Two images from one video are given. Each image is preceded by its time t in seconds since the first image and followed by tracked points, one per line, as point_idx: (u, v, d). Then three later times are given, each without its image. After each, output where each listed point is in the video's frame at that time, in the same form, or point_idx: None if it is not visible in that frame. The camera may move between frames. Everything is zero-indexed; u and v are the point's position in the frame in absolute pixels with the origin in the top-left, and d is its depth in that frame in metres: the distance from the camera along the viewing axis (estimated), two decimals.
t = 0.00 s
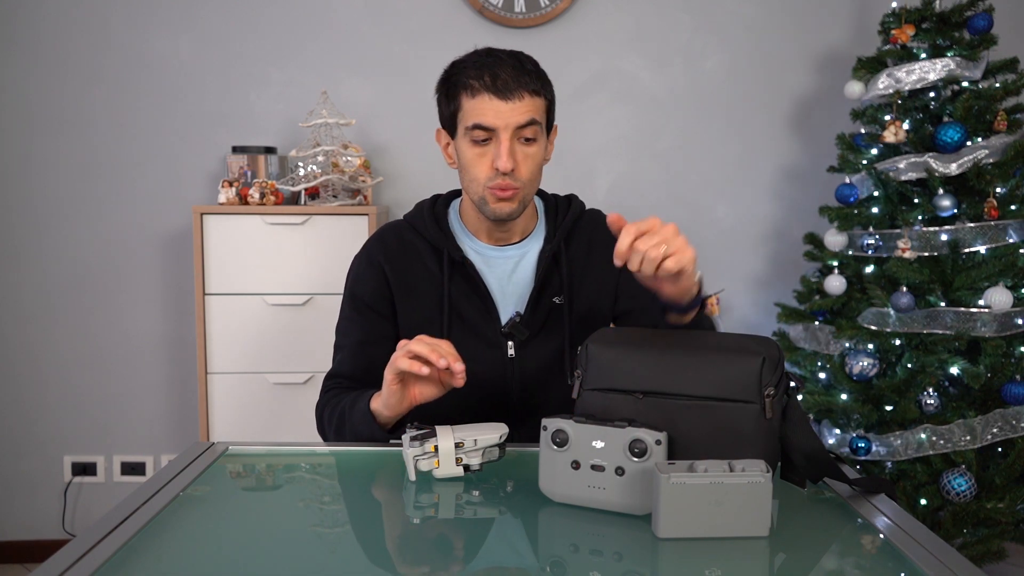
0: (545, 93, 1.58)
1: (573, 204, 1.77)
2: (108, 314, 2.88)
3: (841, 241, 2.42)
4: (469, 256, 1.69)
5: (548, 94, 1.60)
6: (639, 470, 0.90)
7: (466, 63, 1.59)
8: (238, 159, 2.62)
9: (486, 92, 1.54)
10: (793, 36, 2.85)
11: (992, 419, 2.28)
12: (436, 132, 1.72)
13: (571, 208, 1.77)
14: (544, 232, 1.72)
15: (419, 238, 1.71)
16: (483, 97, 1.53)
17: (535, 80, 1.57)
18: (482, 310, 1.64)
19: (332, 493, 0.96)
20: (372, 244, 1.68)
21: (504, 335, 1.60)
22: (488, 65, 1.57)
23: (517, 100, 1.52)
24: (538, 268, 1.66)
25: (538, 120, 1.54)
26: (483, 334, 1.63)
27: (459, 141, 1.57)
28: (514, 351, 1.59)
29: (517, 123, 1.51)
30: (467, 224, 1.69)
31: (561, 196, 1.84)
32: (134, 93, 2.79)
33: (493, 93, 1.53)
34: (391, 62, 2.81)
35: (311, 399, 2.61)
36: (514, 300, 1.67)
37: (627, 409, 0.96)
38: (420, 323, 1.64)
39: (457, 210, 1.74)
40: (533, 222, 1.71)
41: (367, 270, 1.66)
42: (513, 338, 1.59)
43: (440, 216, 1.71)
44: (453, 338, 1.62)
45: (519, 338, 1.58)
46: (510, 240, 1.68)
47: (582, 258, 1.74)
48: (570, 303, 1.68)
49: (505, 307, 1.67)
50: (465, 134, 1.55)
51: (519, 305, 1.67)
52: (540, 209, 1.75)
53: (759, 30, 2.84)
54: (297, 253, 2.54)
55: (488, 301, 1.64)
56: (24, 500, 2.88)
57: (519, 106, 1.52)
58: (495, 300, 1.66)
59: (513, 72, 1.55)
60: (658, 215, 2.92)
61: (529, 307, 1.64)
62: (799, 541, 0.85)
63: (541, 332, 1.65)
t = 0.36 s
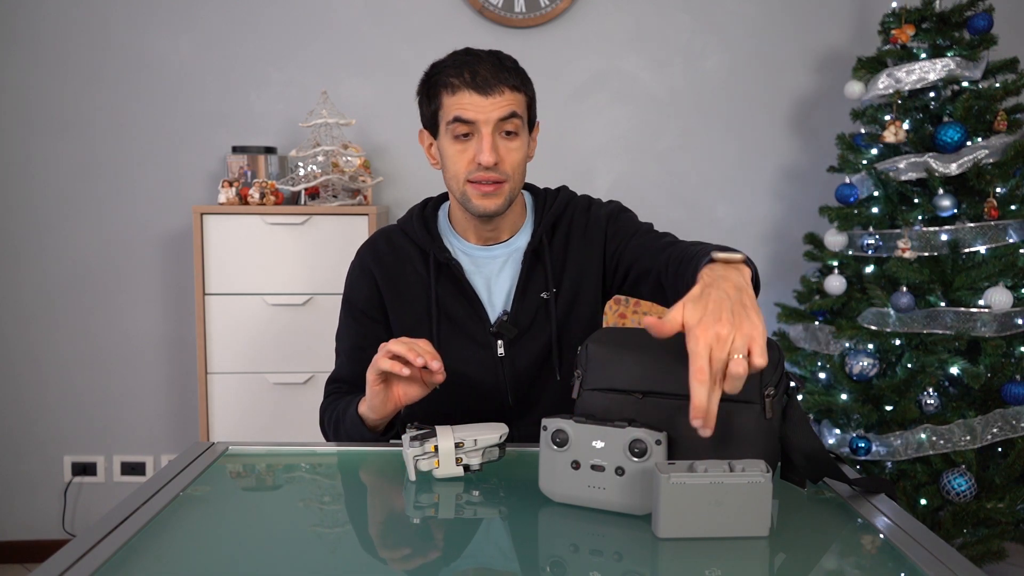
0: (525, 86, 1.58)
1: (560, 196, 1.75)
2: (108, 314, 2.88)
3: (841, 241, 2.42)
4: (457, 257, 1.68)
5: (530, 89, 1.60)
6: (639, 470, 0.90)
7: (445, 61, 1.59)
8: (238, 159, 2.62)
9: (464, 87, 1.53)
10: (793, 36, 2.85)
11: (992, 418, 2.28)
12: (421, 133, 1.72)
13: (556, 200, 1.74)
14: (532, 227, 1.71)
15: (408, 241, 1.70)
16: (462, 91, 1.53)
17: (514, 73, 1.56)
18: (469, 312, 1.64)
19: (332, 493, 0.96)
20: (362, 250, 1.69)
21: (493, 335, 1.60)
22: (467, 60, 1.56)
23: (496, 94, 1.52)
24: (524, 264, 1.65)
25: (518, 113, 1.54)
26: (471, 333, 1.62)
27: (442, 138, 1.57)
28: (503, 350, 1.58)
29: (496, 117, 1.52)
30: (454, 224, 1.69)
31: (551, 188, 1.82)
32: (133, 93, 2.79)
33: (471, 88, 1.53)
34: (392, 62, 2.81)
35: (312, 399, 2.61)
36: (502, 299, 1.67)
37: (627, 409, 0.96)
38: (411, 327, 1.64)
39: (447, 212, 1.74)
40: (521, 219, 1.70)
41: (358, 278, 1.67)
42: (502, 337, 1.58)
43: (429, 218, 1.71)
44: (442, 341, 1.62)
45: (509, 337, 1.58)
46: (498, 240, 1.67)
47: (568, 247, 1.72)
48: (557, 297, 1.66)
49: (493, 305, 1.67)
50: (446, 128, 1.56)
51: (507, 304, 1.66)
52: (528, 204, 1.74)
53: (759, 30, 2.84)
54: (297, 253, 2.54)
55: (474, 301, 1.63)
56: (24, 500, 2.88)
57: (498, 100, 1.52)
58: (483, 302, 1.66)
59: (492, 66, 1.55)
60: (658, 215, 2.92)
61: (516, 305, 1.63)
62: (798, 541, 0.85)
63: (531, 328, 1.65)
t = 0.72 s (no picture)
0: (499, 79, 1.57)
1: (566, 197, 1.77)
2: (108, 314, 2.88)
3: (841, 241, 2.42)
4: (462, 253, 1.69)
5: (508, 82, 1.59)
6: (639, 470, 0.90)
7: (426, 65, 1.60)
8: (238, 159, 2.62)
9: (436, 87, 1.53)
10: (793, 37, 2.85)
11: (992, 419, 2.28)
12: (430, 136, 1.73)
13: (563, 202, 1.77)
14: (537, 226, 1.72)
15: (414, 238, 1.71)
16: (434, 91, 1.53)
17: (487, 69, 1.55)
18: (474, 308, 1.64)
19: (333, 493, 0.96)
20: (368, 244, 1.69)
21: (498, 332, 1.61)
22: (442, 60, 1.57)
23: (467, 91, 1.53)
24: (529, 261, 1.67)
25: (491, 108, 1.54)
26: (476, 330, 1.63)
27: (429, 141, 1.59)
28: (508, 346, 1.60)
29: (467, 113, 1.52)
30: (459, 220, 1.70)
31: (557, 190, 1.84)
32: (133, 92, 2.79)
33: (442, 88, 1.53)
34: (391, 63, 2.81)
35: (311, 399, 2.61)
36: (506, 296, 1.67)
37: (627, 409, 0.95)
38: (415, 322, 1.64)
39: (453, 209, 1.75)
40: (526, 217, 1.71)
41: (363, 271, 1.66)
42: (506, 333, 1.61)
43: (435, 216, 1.71)
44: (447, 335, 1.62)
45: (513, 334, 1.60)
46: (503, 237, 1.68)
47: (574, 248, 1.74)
48: (562, 296, 1.67)
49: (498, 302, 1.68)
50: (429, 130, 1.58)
51: (512, 301, 1.67)
52: (534, 203, 1.76)
53: (759, 30, 2.84)
54: (297, 253, 2.54)
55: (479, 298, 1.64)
56: (24, 500, 2.88)
57: (470, 97, 1.52)
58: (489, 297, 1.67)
59: (465, 64, 1.55)
60: (658, 215, 2.92)
61: (521, 302, 1.64)
62: (798, 542, 0.85)
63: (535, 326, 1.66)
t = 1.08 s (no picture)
0: (531, 89, 1.61)
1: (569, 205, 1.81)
2: (108, 314, 2.88)
3: (841, 241, 2.43)
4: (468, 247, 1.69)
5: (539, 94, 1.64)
6: (639, 470, 0.90)
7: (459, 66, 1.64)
8: (238, 159, 2.62)
9: (469, 85, 1.57)
10: (793, 37, 2.85)
11: (992, 418, 2.28)
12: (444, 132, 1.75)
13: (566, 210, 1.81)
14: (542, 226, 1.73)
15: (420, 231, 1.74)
16: (468, 89, 1.57)
17: (522, 77, 1.60)
18: (477, 302, 1.66)
19: (334, 494, 0.96)
20: (376, 233, 1.71)
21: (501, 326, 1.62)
22: (477, 62, 1.61)
23: (500, 94, 1.57)
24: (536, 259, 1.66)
25: (521, 113, 1.58)
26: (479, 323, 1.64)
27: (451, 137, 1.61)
28: (510, 341, 1.61)
29: (498, 114, 1.56)
30: (466, 215, 1.70)
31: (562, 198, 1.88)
32: (133, 93, 2.79)
33: (476, 86, 1.57)
34: (391, 63, 2.81)
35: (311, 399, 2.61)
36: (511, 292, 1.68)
37: (626, 409, 0.96)
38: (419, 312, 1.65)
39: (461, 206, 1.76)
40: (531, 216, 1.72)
41: (371, 257, 1.68)
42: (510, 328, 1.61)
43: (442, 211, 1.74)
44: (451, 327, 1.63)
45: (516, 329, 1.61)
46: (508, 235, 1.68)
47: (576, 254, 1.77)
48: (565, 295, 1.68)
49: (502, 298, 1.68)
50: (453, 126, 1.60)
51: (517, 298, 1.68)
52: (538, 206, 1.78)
53: (759, 30, 2.84)
54: (297, 253, 2.54)
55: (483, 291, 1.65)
56: (24, 500, 2.88)
57: (502, 99, 1.57)
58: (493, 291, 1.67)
59: (501, 68, 1.59)
60: (658, 215, 2.92)
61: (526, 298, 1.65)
62: (799, 542, 0.85)
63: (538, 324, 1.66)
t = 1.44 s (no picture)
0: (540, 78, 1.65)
1: (584, 210, 1.82)
2: (108, 314, 2.88)
3: (841, 241, 2.43)
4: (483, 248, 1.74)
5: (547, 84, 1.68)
6: (639, 470, 0.90)
7: (461, 72, 1.67)
8: (238, 159, 2.62)
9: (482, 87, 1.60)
10: (793, 36, 2.85)
11: (993, 419, 2.28)
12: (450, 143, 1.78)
13: (581, 214, 1.81)
14: (555, 231, 1.78)
15: (435, 230, 1.77)
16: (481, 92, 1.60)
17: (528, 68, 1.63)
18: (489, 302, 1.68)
19: (335, 494, 0.96)
20: (391, 232, 1.74)
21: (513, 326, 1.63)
22: (482, 64, 1.64)
23: (515, 87, 1.60)
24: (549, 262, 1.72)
25: (537, 102, 1.61)
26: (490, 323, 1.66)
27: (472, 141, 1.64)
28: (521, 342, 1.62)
29: (517, 108, 1.59)
30: (483, 216, 1.74)
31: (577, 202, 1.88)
32: (133, 93, 2.79)
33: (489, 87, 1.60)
34: (391, 63, 2.81)
35: (311, 399, 2.61)
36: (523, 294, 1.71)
37: (626, 409, 0.96)
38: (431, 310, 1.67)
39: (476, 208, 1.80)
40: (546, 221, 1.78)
41: (384, 257, 1.71)
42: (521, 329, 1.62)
43: (458, 210, 1.78)
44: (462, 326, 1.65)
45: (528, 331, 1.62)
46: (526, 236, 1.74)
47: (588, 258, 1.78)
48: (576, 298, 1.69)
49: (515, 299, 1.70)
50: (474, 131, 1.63)
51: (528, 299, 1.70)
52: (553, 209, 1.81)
53: (759, 30, 2.84)
54: (298, 253, 2.54)
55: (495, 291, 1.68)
56: (25, 500, 2.88)
57: (517, 93, 1.60)
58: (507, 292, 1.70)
59: (508, 65, 1.62)
60: (658, 215, 2.92)
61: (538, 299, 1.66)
62: (798, 542, 0.85)
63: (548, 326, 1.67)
